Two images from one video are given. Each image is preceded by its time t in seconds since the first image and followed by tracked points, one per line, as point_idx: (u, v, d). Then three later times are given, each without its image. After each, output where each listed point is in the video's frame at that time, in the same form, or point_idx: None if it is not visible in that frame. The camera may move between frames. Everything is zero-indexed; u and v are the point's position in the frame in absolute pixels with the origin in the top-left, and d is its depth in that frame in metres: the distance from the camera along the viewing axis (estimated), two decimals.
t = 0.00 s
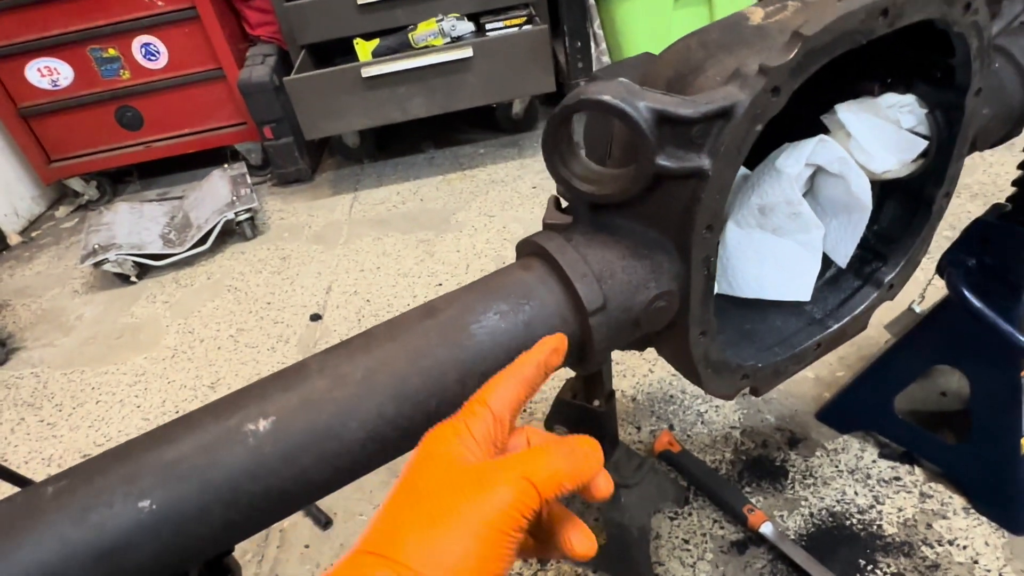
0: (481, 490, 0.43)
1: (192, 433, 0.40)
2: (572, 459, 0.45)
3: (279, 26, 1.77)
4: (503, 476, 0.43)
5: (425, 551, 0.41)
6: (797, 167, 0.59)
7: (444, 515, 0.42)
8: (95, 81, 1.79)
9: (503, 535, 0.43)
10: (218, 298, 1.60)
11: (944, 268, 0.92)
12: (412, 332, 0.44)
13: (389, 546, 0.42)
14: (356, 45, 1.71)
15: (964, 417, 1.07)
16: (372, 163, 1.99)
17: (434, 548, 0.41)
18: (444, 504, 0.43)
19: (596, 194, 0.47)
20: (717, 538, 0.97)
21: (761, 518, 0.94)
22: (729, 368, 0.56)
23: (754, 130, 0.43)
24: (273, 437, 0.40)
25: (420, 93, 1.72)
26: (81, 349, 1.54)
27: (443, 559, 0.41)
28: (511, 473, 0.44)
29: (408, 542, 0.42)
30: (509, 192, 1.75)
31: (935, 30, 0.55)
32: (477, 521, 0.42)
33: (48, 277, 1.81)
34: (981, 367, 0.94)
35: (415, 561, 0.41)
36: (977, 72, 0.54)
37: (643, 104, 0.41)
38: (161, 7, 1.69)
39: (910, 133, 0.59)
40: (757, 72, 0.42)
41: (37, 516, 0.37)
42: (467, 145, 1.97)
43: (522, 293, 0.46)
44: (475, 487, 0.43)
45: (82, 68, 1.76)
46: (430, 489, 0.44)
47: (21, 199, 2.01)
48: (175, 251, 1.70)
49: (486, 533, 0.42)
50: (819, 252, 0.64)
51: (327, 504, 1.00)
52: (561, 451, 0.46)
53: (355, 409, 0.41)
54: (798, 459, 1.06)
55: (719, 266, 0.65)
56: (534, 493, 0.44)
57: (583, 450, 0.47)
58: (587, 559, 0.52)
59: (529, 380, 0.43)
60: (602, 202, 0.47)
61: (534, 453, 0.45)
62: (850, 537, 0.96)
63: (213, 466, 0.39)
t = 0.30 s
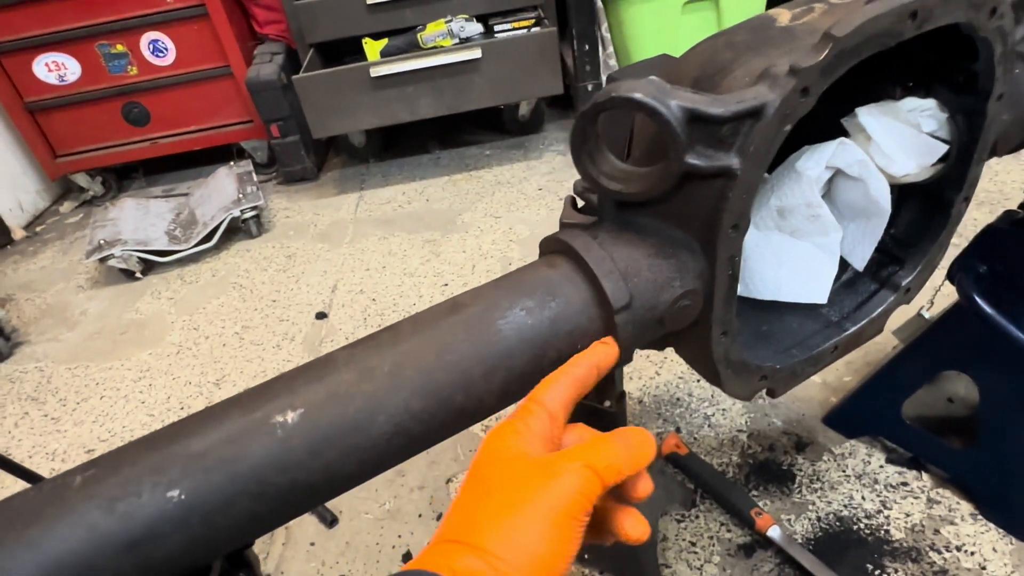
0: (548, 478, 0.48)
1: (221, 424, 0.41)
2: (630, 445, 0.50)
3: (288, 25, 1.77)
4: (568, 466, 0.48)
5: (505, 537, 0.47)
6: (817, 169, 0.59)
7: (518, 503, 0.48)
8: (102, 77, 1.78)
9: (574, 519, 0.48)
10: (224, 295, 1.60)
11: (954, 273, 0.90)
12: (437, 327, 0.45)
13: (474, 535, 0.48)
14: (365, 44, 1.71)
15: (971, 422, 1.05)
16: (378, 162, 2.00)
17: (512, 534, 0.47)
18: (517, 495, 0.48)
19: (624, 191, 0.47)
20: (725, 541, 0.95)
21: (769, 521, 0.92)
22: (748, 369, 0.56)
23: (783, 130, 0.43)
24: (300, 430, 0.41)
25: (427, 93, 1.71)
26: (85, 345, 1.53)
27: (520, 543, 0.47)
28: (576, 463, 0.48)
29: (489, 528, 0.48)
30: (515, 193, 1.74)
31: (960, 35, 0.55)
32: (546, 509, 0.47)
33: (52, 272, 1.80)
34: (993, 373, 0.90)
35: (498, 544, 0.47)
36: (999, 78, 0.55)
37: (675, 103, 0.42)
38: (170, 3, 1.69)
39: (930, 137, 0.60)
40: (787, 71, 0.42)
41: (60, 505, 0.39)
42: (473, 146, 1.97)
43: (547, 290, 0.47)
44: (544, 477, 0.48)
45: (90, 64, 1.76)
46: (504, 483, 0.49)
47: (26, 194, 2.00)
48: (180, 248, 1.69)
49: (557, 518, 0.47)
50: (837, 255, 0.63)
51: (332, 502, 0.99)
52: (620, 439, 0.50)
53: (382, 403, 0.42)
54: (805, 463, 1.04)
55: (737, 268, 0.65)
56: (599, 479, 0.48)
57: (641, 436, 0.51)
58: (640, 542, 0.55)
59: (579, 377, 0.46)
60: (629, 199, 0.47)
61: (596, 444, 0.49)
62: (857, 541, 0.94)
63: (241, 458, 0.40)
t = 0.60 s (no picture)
0: (562, 443, 0.48)
1: (221, 407, 0.44)
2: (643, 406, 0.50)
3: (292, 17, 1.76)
4: (583, 429, 0.48)
5: (520, 502, 0.47)
6: (832, 158, 0.57)
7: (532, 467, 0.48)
8: (103, 67, 1.77)
9: (589, 481, 0.48)
10: (224, 287, 1.59)
11: (963, 270, 0.86)
12: (443, 312, 0.48)
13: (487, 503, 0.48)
14: (369, 38, 1.70)
15: (977, 422, 1.00)
16: (379, 157, 1.98)
17: (528, 498, 0.47)
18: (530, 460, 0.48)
19: (638, 173, 0.48)
20: (727, 539, 0.91)
21: (772, 519, 0.88)
22: (760, 360, 0.55)
23: (803, 112, 0.43)
24: (303, 412, 0.44)
25: (431, 88, 1.69)
26: (83, 336, 1.52)
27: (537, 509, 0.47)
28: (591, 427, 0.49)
29: (502, 493, 0.48)
30: (518, 189, 1.73)
31: (980, 19, 0.55)
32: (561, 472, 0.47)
33: (50, 263, 1.78)
34: (999, 374, 0.86)
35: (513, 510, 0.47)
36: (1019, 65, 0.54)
37: (693, 81, 0.42)
38: None
39: (947, 127, 0.59)
40: (809, 52, 0.42)
41: (61, 485, 0.42)
42: (475, 142, 1.96)
43: (560, 273, 0.50)
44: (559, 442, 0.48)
45: (91, 54, 1.74)
46: (513, 448, 0.49)
47: (25, 184, 1.99)
48: (180, 240, 1.68)
49: (573, 483, 0.47)
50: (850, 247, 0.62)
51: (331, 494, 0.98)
52: (631, 401, 0.51)
53: (388, 386, 0.45)
54: (809, 462, 0.99)
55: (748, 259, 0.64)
56: (613, 439, 0.49)
57: (655, 400, 0.52)
58: (655, 504, 0.56)
59: (587, 336, 0.47)
60: (643, 181, 0.48)
61: (610, 407, 0.50)
62: (862, 541, 0.89)
63: (244, 439, 0.43)
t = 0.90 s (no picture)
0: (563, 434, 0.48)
1: (227, 411, 0.45)
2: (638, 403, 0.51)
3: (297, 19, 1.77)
4: (585, 422, 0.49)
5: (518, 490, 0.47)
6: (833, 168, 0.58)
7: (531, 455, 0.48)
8: (109, 68, 1.78)
9: (587, 473, 0.48)
10: (226, 288, 1.59)
11: (963, 279, 0.86)
12: (450, 317, 0.48)
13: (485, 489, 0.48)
14: (373, 41, 1.71)
15: (977, 431, 1.00)
16: (383, 160, 1.99)
17: (528, 487, 0.47)
18: (531, 449, 0.48)
19: (641, 183, 0.49)
20: (726, 544, 0.91)
21: (772, 525, 0.88)
22: (760, 368, 0.56)
23: (804, 123, 0.44)
24: (307, 417, 0.45)
25: (435, 91, 1.70)
26: (86, 335, 1.52)
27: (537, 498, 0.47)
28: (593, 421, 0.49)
29: (500, 480, 0.48)
30: (520, 193, 1.74)
31: (981, 32, 0.55)
32: (563, 462, 0.47)
33: (54, 262, 1.79)
34: (1000, 383, 0.86)
35: (513, 498, 0.47)
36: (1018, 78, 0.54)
37: (695, 93, 0.42)
38: None
39: (947, 138, 0.59)
40: (810, 65, 0.43)
41: (68, 486, 0.43)
42: (478, 145, 1.96)
43: (562, 281, 0.50)
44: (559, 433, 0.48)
45: (97, 54, 1.75)
46: (511, 436, 0.48)
47: (30, 183, 2.00)
48: (183, 240, 1.68)
49: (572, 474, 0.47)
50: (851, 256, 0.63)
51: (331, 497, 0.98)
52: (628, 397, 0.51)
53: (392, 390, 0.46)
54: (808, 468, 0.99)
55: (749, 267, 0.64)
56: (612, 433, 0.49)
57: (649, 399, 0.52)
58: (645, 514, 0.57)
59: (591, 337, 0.47)
60: (646, 191, 0.49)
61: (608, 401, 0.50)
62: (860, 547, 0.89)
63: (250, 442, 0.44)
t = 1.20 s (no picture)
0: (566, 351, 0.47)
1: (234, 408, 0.46)
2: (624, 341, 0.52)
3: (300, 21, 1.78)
4: (586, 341, 0.48)
5: (524, 406, 0.45)
6: (831, 173, 0.59)
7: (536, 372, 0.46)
8: (113, 69, 1.79)
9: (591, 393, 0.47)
10: (228, 288, 1.60)
11: (960, 284, 0.87)
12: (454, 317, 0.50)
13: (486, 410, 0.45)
14: (376, 43, 1.72)
15: (974, 434, 1.00)
16: (385, 161, 2.00)
17: (535, 403, 0.45)
18: (532, 367, 0.46)
19: (641, 186, 0.50)
20: (725, 546, 0.92)
21: (770, 527, 0.89)
22: (758, 370, 0.57)
23: (802, 129, 0.45)
24: (313, 414, 0.45)
25: (437, 94, 1.71)
26: (89, 334, 1.53)
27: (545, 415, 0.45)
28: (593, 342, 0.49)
29: (505, 398, 0.45)
30: (521, 195, 1.74)
31: (977, 40, 0.56)
32: (570, 377, 0.46)
33: (57, 261, 1.80)
34: (996, 387, 0.87)
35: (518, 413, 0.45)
36: (1013, 85, 0.55)
37: (695, 99, 0.43)
38: None
39: (943, 145, 0.60)
40: (808, 72, 0.44)
41: (79, 480, 0.43)
42: (480, 148, 1.97)
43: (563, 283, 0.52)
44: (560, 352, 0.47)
45: (101, 55, 1.76)
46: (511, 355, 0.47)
47: (33, 183, 2.01)
48: (185, 241, 1.69)
49: (580, 390, 0.46)
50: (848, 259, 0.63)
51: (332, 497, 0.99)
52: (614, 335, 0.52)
53: (396, 388, 0.47)
54: (806, 470, 1.00)
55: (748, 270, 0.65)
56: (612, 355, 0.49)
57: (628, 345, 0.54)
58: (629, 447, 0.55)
59: (576, 268, 0.50)
60: (646, 194, 0.50)
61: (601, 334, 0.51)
62: (857, 550, 0.90)
63: (258, 438, 0.45)
